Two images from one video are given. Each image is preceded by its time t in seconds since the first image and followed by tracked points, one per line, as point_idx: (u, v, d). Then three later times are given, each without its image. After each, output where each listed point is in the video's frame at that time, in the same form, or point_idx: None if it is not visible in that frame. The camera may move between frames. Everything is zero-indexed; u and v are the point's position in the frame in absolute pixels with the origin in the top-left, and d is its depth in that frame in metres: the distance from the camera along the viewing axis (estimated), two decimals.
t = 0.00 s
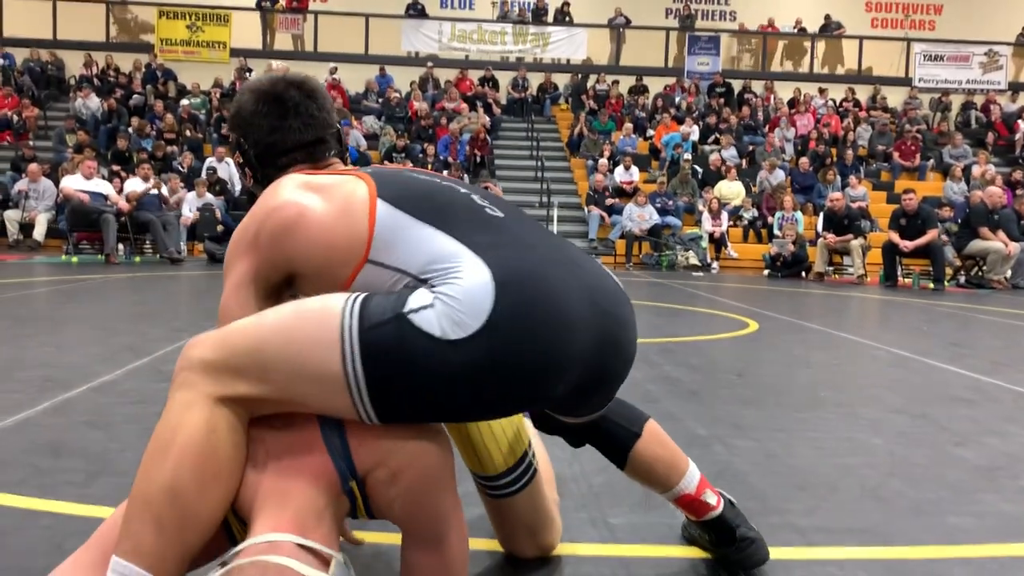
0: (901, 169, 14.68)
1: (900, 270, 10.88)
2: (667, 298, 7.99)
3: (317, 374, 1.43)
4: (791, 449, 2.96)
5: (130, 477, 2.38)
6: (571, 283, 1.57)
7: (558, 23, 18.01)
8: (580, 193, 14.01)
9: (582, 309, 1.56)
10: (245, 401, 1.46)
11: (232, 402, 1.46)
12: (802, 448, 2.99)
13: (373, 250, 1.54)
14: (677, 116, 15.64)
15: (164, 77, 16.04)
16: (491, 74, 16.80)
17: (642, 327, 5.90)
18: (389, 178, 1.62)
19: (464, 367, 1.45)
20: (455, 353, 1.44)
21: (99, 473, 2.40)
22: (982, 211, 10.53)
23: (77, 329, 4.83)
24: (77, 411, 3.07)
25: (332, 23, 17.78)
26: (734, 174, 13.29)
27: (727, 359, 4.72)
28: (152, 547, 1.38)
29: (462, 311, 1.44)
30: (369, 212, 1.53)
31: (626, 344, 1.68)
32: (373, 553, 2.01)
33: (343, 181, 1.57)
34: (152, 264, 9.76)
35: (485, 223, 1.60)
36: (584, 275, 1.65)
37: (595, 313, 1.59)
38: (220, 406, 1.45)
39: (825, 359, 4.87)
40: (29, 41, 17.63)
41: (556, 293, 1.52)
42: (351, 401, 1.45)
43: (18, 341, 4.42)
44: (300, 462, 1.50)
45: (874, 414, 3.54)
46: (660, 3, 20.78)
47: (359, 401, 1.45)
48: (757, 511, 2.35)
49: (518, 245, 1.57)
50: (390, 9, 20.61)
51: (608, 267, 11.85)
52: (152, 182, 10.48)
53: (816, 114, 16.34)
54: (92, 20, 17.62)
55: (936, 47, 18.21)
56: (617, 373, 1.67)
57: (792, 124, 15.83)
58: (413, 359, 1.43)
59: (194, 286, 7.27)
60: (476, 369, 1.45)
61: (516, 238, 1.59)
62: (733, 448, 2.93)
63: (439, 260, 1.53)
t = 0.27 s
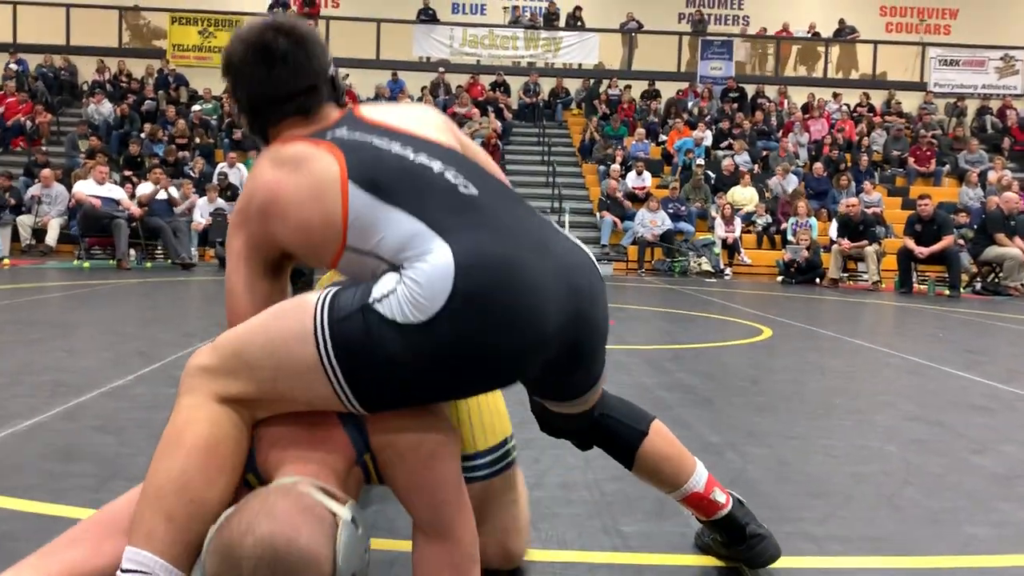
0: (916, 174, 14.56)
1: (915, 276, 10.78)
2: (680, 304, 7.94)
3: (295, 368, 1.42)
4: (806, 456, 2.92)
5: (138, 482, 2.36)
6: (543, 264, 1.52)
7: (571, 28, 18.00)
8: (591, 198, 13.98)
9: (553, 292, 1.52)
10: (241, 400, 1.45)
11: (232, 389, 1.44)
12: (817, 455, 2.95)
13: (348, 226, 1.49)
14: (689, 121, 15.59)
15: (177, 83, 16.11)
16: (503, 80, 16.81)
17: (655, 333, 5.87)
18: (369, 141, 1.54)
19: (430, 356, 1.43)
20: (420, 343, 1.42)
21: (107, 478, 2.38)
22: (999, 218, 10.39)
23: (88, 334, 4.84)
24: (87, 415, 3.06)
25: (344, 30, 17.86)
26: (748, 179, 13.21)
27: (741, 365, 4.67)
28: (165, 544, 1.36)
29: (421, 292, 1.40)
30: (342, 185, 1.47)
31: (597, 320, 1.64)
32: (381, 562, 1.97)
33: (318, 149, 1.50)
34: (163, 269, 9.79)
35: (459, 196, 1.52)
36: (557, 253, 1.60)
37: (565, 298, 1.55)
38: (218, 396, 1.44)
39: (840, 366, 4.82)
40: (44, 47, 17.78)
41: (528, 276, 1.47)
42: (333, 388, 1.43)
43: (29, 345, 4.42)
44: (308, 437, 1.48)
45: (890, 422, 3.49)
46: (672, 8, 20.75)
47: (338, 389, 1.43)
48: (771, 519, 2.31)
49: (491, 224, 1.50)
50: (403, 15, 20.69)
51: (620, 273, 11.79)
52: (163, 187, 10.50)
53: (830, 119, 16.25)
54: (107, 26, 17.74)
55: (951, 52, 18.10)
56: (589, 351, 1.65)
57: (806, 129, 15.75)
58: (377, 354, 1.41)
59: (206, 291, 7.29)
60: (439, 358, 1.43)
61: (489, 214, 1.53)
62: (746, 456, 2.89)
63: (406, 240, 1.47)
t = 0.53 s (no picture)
0: (929, 176, 14.50)
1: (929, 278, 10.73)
2: (692, 306, 7.95)
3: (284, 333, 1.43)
4: (817, 459, 2.93)
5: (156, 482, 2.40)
6: (511, 178, 1.51)
7: (583, 31, 18.05)
8: (604, 200, 14.01)
9: (517, 204, 1.49)
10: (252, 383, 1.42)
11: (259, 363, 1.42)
12: (829, 457, 2.96)
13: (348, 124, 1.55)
14: (702, 123, 15.59)
15: (192, 87, 16.26)
16: (515, 83, 16.87)
17: (667, 335, 5.88)
18: (390, 42, 1.59)
19: (393, 271, 1.43)
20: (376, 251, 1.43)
21: (127, 477, 2.42)
22: (1014, 219, 10.31)
23: (106, 335, 4.90)
24: (106, 416, 3.10)
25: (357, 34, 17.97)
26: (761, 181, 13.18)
27: (753, 367, 4.68)
28: (172, 543, 1.32)
29: (377, 210, 1.45)
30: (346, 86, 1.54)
31: (574, 241, 1.59)
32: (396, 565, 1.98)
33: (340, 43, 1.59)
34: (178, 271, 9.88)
35: (442, 105, 1.53)
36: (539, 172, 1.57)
37: (534, 214, 1.52)
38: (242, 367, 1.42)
39: (853, 368, 4.81)
40: (61, 52, 17.99)
41: (487, 188, 1.47)
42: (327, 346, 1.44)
43: (48, 347, 4.48)
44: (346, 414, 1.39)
45: (903, 424, 3.49)
46: (684, 11, 20.77)
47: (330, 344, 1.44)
48: (783, 520, 2.32)
49: (468, 138, 1.51)
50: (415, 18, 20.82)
51: (632, 275, 11.80)
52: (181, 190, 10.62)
53: (843, 121, 16.22)
54: (123, 31, 17.92)
55: (965, 53, 18.03)
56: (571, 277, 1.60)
57: (819, 131, 15.72)
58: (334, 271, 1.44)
59: (221, 293, 7.35)
60: (392, 271, 1.43)
61: (468, 124, 1.53)
62: (758, 458, 2.90)
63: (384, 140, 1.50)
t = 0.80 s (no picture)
0: (944, 179, 14.39)
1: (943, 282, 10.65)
2: (705, 310, 7.91)
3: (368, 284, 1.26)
4: (832, 465, 2.89)
5: (167, 486, 2.40)
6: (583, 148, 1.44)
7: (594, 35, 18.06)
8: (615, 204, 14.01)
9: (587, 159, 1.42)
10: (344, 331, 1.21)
11: (338, 311, 1.23)
12: (843, 463, 2.93)
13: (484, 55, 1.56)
14: (714, 126, 15.57)
15: (205, 91, 16.35)
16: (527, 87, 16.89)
17: (679, 339, 5.85)
18: None
19: (469, 202, 1.36)
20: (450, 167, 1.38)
21: (138, 481, 2.42)
22: None
23: (119, 339, 4.92)
24: (118, 419, 3.11)
25: (369, 39, 18.05)
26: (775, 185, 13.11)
27: (766, 372, 4.64)
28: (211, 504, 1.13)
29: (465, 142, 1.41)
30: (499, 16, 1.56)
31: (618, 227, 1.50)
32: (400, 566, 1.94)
33: None
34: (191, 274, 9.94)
35: (545, 56, 1.50)
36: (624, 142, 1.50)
37: (601, 178, 1.44)
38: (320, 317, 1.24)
39: (867, 372, 4.77)
40: (76, 57, 18.16)
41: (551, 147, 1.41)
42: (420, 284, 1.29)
43: (61, 350, 4.50)
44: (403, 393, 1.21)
45: (918, 429, 3.45)
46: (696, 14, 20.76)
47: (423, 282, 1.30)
48: (796, 526, 2.29)
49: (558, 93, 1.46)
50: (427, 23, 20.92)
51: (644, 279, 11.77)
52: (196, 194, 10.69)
53: (856, 123, 16.15)
54: (137, 35, 18.05)
55: (979, 55, 17.91)
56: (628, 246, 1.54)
57: (832, 134, 15.66)
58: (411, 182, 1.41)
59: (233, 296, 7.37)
60: (462, 201, 1.35)
61: (570, 79, 1.49)
62: (771, 463, 2.87)
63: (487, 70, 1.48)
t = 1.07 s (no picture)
0: (949, 184, 14.37)
1: (949, 287, 10.64)
2: (710, 315, 7.91)
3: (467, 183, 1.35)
4: (838, 470, 2.89)
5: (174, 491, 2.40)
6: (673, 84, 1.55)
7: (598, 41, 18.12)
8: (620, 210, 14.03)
9: (660, 117, 1.53)
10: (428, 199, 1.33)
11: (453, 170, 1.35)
12: (849, 468, 2.92)
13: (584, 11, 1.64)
14: (718, 131, 15.58)
15: (211, 98, 16.43)
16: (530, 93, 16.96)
17: (685, 344, 5.84)
18: None
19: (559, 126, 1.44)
20: (555, 82, 1.45)
21: (145, 487, 2.43)
22: None
23: (125, 345, 4.93)
24: (124, 425, 3.11)
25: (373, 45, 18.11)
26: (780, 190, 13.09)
27: (771, 377, 4.63)
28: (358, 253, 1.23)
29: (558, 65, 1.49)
30: None
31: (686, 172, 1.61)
32: (407, 563, 1.93)
33: None
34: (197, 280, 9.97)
35: (650, 13, 1.58)
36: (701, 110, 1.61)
37: (669, 139, 1.55)
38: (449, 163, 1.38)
39: (873, 378, 4.76)
40: (82, 64, 18.26)
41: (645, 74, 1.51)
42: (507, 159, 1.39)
43: (68, 356, 4.51)
44: (473, 372, 1.31)
45: (925, 434, 3.45)
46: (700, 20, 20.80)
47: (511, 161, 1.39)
48: (804, 531, 2.29)
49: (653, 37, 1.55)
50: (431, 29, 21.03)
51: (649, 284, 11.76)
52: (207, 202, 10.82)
53: (861, 128, 16.15)
54: (143, 42, 18.13)
55: (984, 60, 17.89)
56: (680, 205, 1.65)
57: (837, 139, 15.66)
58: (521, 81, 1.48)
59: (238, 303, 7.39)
60: (551, 131, 1.43)
61: (670, 40, 1.58)
62: (777, 468, 2.87)
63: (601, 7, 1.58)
